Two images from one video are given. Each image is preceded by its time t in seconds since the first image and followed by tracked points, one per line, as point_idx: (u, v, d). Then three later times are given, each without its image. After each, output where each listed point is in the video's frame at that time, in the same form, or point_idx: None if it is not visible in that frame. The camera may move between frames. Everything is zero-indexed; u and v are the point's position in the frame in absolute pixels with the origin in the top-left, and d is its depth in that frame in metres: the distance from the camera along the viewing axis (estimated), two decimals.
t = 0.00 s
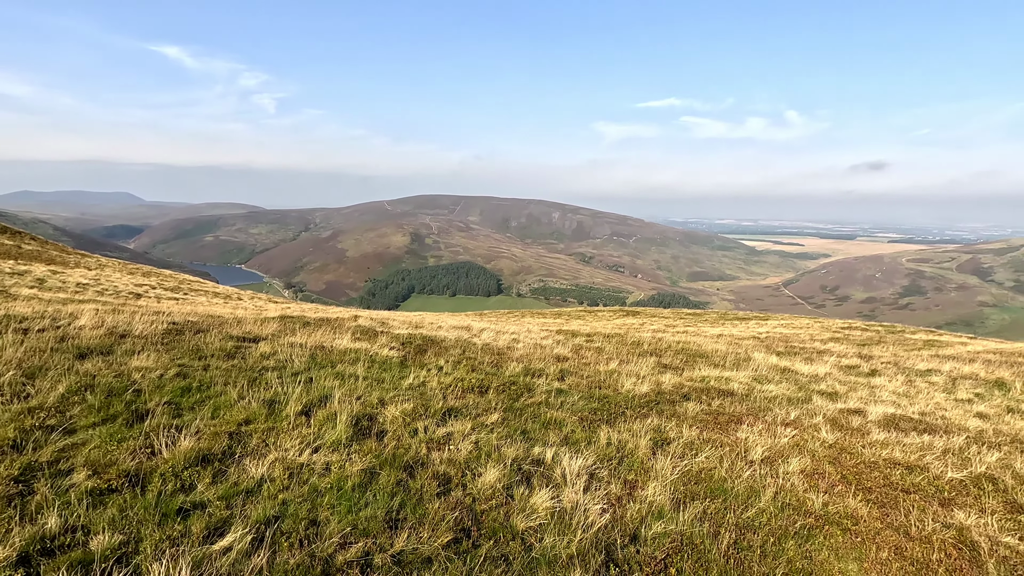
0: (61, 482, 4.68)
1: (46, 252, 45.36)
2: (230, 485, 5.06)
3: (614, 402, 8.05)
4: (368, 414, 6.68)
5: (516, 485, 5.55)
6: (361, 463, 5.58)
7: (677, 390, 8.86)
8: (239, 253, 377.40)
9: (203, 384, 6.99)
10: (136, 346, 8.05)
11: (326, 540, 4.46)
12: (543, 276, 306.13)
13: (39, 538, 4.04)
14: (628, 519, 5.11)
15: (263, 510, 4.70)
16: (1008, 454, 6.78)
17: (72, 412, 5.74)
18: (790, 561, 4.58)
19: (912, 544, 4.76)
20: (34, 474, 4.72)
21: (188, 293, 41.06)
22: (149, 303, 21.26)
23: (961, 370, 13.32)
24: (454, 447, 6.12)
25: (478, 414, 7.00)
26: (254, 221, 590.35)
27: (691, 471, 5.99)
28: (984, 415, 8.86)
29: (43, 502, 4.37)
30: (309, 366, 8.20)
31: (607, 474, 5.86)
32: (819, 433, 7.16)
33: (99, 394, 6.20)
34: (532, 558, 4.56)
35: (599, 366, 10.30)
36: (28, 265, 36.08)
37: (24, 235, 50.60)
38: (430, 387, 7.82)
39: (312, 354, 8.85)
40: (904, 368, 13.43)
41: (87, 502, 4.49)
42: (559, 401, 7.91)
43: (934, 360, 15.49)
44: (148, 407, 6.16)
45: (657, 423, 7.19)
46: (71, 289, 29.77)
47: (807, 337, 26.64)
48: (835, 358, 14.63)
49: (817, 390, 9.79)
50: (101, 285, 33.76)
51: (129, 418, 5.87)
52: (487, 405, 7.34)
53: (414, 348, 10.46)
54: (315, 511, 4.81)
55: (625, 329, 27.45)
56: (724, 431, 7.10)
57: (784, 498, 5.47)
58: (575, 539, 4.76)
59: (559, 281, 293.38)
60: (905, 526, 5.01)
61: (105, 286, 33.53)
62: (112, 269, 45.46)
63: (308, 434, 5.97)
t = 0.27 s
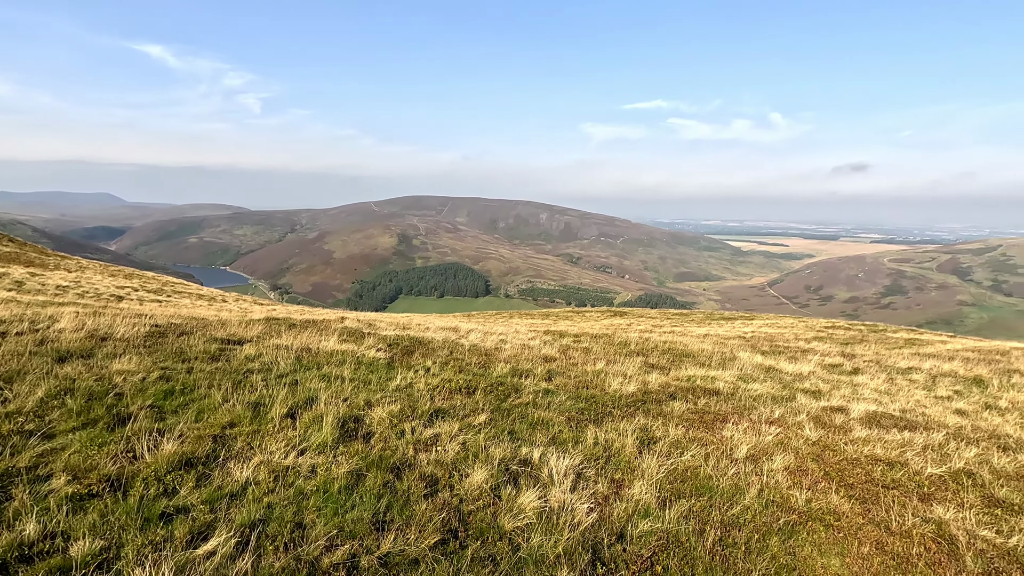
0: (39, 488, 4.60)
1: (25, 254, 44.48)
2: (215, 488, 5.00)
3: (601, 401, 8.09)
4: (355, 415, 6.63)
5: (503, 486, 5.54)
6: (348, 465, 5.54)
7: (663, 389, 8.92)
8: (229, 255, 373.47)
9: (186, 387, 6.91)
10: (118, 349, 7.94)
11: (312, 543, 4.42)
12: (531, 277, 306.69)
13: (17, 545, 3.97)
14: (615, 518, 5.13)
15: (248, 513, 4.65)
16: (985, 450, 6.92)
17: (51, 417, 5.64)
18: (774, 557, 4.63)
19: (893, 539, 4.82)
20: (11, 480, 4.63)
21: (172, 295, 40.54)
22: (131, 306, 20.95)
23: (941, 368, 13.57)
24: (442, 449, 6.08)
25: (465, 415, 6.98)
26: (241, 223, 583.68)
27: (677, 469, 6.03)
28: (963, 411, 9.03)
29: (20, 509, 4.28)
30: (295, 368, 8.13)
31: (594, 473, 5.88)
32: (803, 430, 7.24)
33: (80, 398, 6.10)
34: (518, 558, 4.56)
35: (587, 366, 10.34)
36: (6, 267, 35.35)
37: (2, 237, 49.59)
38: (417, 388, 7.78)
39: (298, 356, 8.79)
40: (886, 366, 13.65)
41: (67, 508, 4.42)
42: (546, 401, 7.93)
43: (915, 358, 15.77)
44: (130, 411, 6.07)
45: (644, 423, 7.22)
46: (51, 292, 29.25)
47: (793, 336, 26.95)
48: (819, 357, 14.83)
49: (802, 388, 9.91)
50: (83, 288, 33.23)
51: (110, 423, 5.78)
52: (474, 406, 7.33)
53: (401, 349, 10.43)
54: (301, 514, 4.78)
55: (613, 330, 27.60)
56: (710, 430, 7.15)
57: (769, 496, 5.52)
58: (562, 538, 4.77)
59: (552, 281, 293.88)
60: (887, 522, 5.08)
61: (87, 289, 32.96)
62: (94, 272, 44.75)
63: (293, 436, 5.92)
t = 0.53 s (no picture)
0: (9, 497, 4.47)
1: None
2: (193, 494, 4.90)
3: (585, 402, 8.11)
4: (336, 418, 6.55)
5: (487, 486, 5.51)
6: (329, 468, 5.46)
7: (646, 389, 8.99)
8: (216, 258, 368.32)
9: (164, 392, 6.79)
10: (92, 354, 7.77)
11: (293, 548, 4.35)
12: (522, 279, 307.07)
13: None
14: (598, 517, 5.14)
15: (227, 518, 4.56)
16: (958, 444, 7.08)
17: (21, 425, 5.50)
18: (754, 553, 4.69)
19: (869, 534, 4.92)
20: None
21: (151, 299, 39.81)
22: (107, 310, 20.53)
23: (915, 365, 13.90)
24: (425, 450, 6.02)
25: (449, 417, 6.94)
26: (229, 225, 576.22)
27: (659, 468, 6.07)
28: (936, 407, 9.24)
29: None
30: (276, 372, 8.05)
31: (578, 473, 5.88)
32: (782, 428, 7.34)
33: (52, 405, 5.96)
34: (502, 558, 4.53)
35: (570, 367, 10.38)
36: None
37: None
38: (400, 391, 7.73)
39: (279, 359, 8.70)
40: (862, 364, 13.94)
41: (38, 517, 4.31)
42: (530, 402, 7.94)
43: (892, 356, 16.09)
44: (105, 417, 5.95)
45: (626, 422, 7.27)
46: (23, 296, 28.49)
47: (774, 335, 27.35)
48: (798, 356, 15.05)
49: (781, 387, 10.05)
50: (57, 292, 32.44)
51: (84, 429, 5.66)
52: (457, 408, 7.30)
53: (384, 352, 10.38)
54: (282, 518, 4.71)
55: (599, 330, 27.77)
56: (691, 429, 7.21)
57: (749, 492, 5.58)
58: (545, 538, 4.76)
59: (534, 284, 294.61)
60: (863, 516, 5.18)
61: (61, 293, 32.20)
62: (70, 276, 43.77)
63: (274, 440, 5.83)
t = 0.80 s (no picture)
0: None
1: None
2: (166, 502, 4.79)
3: (565, 403, 8.16)
4: (315, 423, 6.46)
5: (467, 488, 5.48)
6: (307, 473, 5.38)
7: (626, 389, 9.07)
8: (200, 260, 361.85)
9: (137, 398, 6.66)
10: (61, 360, 7.59)
11: (270, 554, 4.28)
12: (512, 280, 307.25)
13: None
14: (578, 517, 5.16)
15: (201, 525, 4.47)
16: (926, 439, 7.28)
17: None
18: (730, 549, 4.76)
19: (841, 528, 5.03)
20: None
21: (124, 304, 38.87)
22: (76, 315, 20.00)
23: (886, 363, 14.28)
24: (404, 454, 5.97)
25: (429, 420, 6.89)
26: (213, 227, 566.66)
27: (638, 468, 6.11)
28: (905, 404, 9.49)
29: None
30: (253, 376, 7.93)
31: (558, 474, 5.89)
32: (758, 426, 7.47)
33: (18, 413, 5.80)
34: (481, 560, 4.52)
35: (550, 368, 10.43)
36: None
37: None
38: (380, 394, 7.66)
39: (256, 364, 8.58)
40: (836, 362, 14.26)
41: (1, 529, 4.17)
42: (510, 404, 7.95)
43: (865, 354, 16.49)
44: (75, 424, 5.80)
45: (606, 423, 7.32)
46: None
47: (753, 335, 27.78)
48: (774, 355, 15.34)
49: (758, 385, 10.22)
50: (25, 297, 31.46)
51: (52, 437, 5.51)
52: (438, 411, 7.26)
53: (364, 355, 10.31)
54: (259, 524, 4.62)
55: (581, 332, 27.95)
56: (670, 428, 7.29)
57: (726, 490, 5.65)
58: (525, 539, 4.76)
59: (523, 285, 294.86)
60: (835, 511, 5.30)
61: (29, 299, 31.25)
62: (38, 281, 42.49)
63: (251, 446, 5.73)
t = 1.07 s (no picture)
0: None
1: None
2: (133, 512, 4.62)
3: (541, 405, 8.19)
4: (288, 429, 6.32)
5: (443, 492, 5.43)
6: (281, 480, 5.25)
7: (602, 391, 9.15)
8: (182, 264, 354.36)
9: (103, 407, 6.47)
10: (21, 369, 7.34)
11: (240, 563, 4.16)
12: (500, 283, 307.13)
13: None
14: (553, 518, 5.17)
15: (169, 535, 4.33)
16: (892, 435, 7.55)
17: None
18: (703, 547, 4.83)
19: (809, 523, 5.21)
20: None
21: (91, 311, 37.69)
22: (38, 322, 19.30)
23: (855, 361, 14.69)
24: (380, 458, 5.88)
25: (405, 424, 6.82)
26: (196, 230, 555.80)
27: (613, 468, 6.15)
28: (873, 401, 9.76)
29: None
30: (224, 383, 7.78)
31: (534, 476, 5.89)
32: (731, 425, 7.61)
33: None
34: (457, 564, 4.48)
35: (527, 371, 10.46)
36: None
37: None
38: (355, 399, 7.56)
39: (228, 370, 8.42)
40: (807, 361, 14.62)
41: None
42: (487, 406, 7.94)
43: (838, 353, 16.89)
44: (35, 435, 5.59)
45: (582, 424, 7.37)
46: None
47: (730, 336, 28.20)
48: (748, 355, 15.65)
49: (732, 385, 10.38)
50: None
51: (10, 448, 5.30)
52: (414, 415, 7.20)
53: (339, 360, 10.22)
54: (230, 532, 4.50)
55: (562, 334, 28.10)
56: (645, 428, 7.37)
57: (699, 488, 5.74)
58: (500, 541, 4.75)
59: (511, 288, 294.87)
60: (805, 507, 5.47)
61: None
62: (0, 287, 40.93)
63: (221, 454, 5.57)
